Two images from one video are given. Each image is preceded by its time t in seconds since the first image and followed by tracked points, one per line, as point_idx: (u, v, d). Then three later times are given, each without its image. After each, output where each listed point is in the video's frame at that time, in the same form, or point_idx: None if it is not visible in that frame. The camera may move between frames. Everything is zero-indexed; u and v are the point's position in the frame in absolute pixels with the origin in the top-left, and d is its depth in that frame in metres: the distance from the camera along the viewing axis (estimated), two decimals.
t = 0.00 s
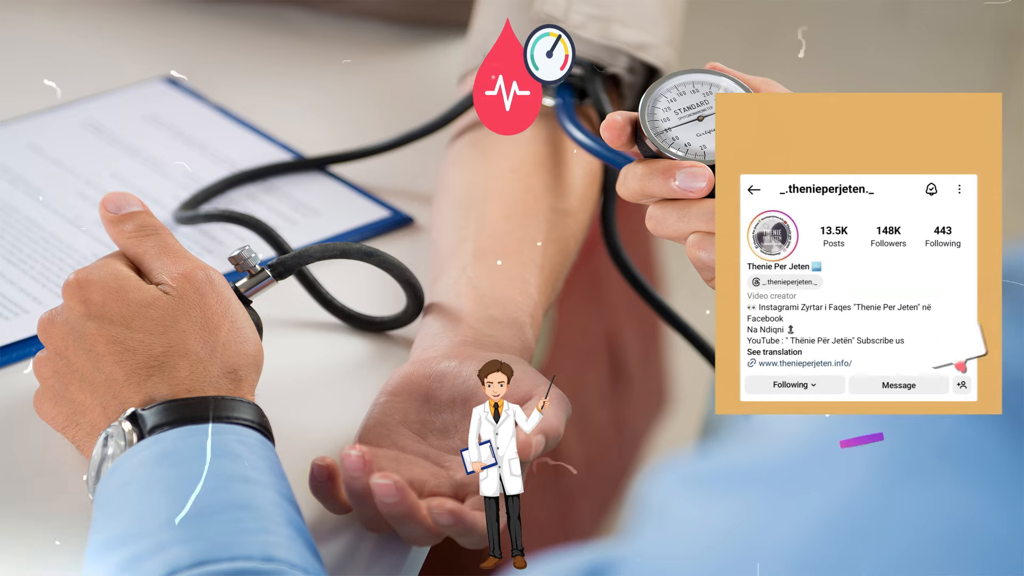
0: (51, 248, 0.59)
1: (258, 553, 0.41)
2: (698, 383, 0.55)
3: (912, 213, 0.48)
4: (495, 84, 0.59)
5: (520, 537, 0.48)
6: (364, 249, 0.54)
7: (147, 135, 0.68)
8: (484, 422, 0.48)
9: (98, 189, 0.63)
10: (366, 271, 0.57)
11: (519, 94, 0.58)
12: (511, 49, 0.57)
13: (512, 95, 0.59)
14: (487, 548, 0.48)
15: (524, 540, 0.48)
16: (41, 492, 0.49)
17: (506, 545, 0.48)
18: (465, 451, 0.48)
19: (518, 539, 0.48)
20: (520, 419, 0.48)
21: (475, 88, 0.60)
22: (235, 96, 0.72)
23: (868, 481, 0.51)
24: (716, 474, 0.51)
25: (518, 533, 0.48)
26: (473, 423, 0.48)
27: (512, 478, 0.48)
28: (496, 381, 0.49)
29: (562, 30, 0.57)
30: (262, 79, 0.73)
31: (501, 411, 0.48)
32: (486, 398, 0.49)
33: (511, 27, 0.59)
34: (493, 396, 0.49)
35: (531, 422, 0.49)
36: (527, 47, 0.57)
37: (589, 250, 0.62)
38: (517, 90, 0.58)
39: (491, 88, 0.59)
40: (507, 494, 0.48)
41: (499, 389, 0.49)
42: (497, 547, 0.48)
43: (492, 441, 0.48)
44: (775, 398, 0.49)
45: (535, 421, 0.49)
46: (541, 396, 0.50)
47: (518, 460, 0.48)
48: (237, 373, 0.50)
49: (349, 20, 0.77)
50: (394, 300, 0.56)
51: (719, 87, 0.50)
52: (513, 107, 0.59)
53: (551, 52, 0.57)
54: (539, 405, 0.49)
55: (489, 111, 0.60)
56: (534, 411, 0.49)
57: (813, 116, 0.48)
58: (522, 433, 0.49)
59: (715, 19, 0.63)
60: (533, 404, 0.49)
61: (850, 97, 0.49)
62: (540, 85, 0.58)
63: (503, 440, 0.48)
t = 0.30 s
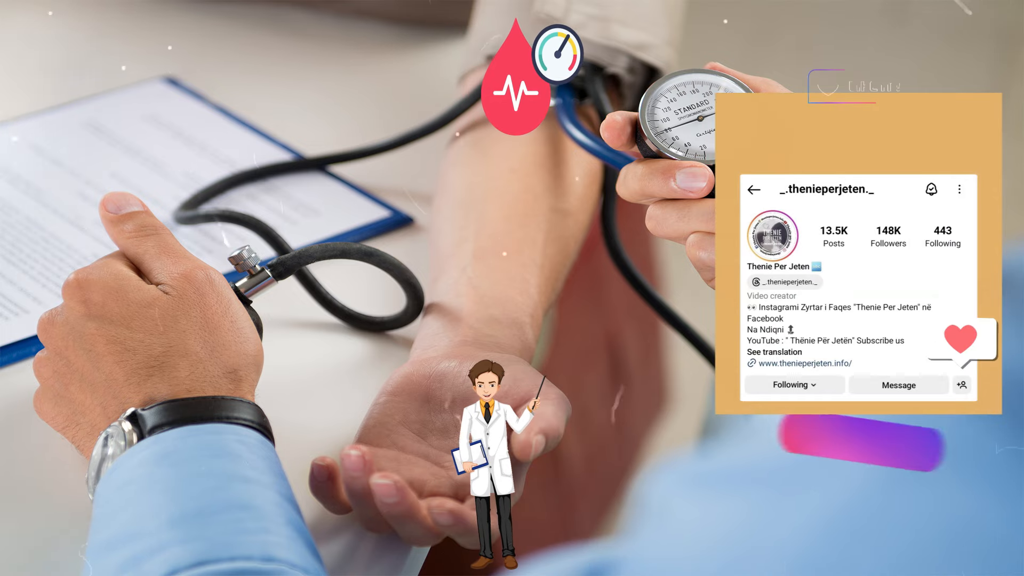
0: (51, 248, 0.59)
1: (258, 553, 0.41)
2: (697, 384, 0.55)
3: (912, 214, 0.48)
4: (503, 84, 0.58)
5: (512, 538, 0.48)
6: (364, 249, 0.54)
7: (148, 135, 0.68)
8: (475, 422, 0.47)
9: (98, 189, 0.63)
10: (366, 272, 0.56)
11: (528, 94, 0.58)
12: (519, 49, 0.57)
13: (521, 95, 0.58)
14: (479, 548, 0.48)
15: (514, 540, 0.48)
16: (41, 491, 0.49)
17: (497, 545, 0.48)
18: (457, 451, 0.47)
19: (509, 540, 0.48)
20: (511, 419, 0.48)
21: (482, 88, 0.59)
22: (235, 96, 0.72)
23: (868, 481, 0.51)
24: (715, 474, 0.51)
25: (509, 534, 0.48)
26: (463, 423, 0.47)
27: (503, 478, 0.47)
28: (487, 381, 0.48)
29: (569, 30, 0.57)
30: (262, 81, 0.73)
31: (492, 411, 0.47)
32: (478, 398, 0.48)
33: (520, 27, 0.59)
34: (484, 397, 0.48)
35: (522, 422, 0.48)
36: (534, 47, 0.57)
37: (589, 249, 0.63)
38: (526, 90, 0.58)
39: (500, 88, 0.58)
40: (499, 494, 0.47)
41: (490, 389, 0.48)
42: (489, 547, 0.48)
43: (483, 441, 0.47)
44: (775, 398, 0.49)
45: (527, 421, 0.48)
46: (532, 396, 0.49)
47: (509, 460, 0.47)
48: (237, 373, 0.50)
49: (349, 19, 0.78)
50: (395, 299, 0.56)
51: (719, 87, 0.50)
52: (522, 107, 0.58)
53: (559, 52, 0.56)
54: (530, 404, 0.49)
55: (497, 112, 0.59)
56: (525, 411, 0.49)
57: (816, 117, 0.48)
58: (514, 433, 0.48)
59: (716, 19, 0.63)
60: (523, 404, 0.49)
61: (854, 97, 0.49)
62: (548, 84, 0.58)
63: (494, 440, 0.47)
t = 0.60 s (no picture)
0: (51, 248, 0.59)
1: (258, 553, 0.41)
2: (697, 386, 0.55)
3: (912, 214, 0.48)
4: (512, 84, 0.60)
5: (502, 537, 0.48)
6: (364, 249, 0.54)
7: (148, 135, 0.68)
8: (466, 422, 0.48)
9: (98, 189, 0.63)
10: (367, 273, 0.56)
11: (536, 94, 0.60)
12: (528, 50, 0.59)
13: (529, 95, 0.60)
14: (469, 548, 0.48)
15: (505, 539, 0.48)
16: (42, 491, 0.49)
17: (486, 545, 0.48)
18: (447, 451, 0.48)
19: (500, 539, 0.48)
20: (502, 419, 0.49)
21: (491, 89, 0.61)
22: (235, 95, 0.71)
23: (869, 481, 0.51)
24: (715, 474, 0.51)
25: (499, 532, 0.48)
26: (455, 423, 0.48)
27: (494, 479, 0.47)
28: (477, 381, 0.49)
29: (578, 31, 0.59)
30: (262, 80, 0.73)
31: (483, 411, 0.48)
32: (469, 398, 0.49)
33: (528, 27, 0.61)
34: (475, 396, 0.49)
35: (513, 421, 0.49)
36: (544, 48, 0.59)
37: (589, 250, 0.62)
38: (534, 90, 0.60)
39: (508, 88, 0.60)
40: (489, 494, 0.48)
41: (481, 389, 0.49)
42: (479, 547, 0.48)
43: (474, 441, 0.48)
44: (776, 398, 0.49)
45: (518, 421, 0.49)
46: (524, 396, 0.50)
47: (499, 460, 0.48)
48: (237, 373, 0.50)
49: (349, 19, 0.77)
50: (394, 300, 0.56)
51: (719, 87, 0.50)
52: (530, 107, 0.60)
53: (567, 53, 0.59)
54: (522, 405, 0.50)
55: (505, 111, 0.60)
56: (516, 411, 0.50)
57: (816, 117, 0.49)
58: (505, 433, 0.49)
59: (716, 17, 0.63)
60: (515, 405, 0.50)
61: (853, 100, 0.50)
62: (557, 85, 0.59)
63: (485, 440, 0.48)
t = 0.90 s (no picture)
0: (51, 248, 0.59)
1: (258, 553, 0.41)
2: (697, 385, 0.55)
3: (912, 214, 0.47)
4: (520, 84, 0.59)
5: (493, 538, 0.48)
6: (364, 249, 0.54)
7: (148, 134, 0.68)
8: (457, 422, 0.47)
9: (98, 189, 0.63)
10: (367, 273, 0.56)
11: (545, 94, 0.58)
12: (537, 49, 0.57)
13: (537, 96, 0.59)
14: (461, 548, 0.48)
15: (496, 539, 0.48)
16: (42, 492, 0.49)
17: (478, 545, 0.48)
18: (438, 451, 0.47)
19: (491, 540, 0.48)
20: (494, 419, 0.48)
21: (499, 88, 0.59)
22: (235, 95, 0.72)
23: (868, 482, 0.51)
24: (715, 474, 0.51)
25: (491, 533, 0.48)
26: (445, 423, 0.47)
27: (485, 478, 0.47)
28: (469, 381, 0.49)
29: (585, 30, 0.57)
30: (262, 81, 0.73)
31: (474, 411, 0.48)
32: (460, 398, 0.49)
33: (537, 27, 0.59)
34: (466, 396, 0.49)
35: (504, 422, 0.49)
36: (551, 48, 0.57)
37: (589, 250, 0.62)
38: (543, 90, 0.58)
39: (517, 88, 0.59)
40: (480, 494, 0.47)
41: (472, 389, 0.49)
42: (470, 546, 0.48)
43: (464, 440, 0.47)
44: (776, 398, 0.49)
45: (509, 421, 0.49)
46: (515, 396, 0.50)
47: (491, 460, 0.47)
48: (237, 373, 0.50)
49: (349, 20, 0.76)
50: (395, 300, 0.56)
51: (719, 87, 0.50)
52: (539, 108, 0.59)
53: (575, 52, 0.57)
54: (513, 405, 0.50)
55: (513, 111, 0.59)
56: (507, 411, 0.49)
57: (816, 117, 0.49)
58: (497, 433, 0.49)
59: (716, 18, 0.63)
60: (506, 405, 0.50)
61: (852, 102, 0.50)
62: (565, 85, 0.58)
63: (476, 440, 0.47)
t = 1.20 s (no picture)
0: (51, 248, 0.59)
1: (258, 553, 0.41)
2: (697, 383, 0.56)
3: (912, 214, 0.47)
4: (528, 84, 0.58)
5: (484, 537, 0.47)
6: (364, 250, 0.54)
7: (148, 135, 0.68)
8: (448, 422, 0.47)
9: (99, 189, 0.63)
10: (369, 273, 0.58)
11: (553, 94, 0.57)
12: (545, 49, 0.56)
13: (546, 96, 0.57)
14: (450, 548, 0.47)
15: (487, 538, 0.47)
16: (42, 492, 0.49)
17: (469, 545, 0.47)
18: (429, 451, 0.47)
19: (482, 539, 0.47)
20: (485, 419, 0.47)
21: (507, 88, 0.59)
22: (235, 96, 0.72)
23: (867, 482, 0.51)
24: (715, 474, 0.51)
25: (482, 532, 0.47)
26: (437, 423, 0.47)
27: (476, 478, 0.46)
28: (460, 381, 0.48)
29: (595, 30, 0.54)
30: (262, 82, 0.73)
31: (464, 411, 0.47)
32: (451, 398, 0.48)
33: (544, 27, 0.60)
34: (457, 396, 0.48)
35: (495, 421, 0.48)
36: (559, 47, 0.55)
37: (589, 249, 0.64)
38: (551, 90, 0.57)
39: (525, 88, 0.58)
40: (471, 494, 0.46)
41: (463, 389, 0.48)
42: (461, 547, 0.47)
43: (455, 440, 0.47)
44: (776, 398, 0.49)
45: (499, 421, 0.48)
46: (506, 396, 0.49)
47: (482, 460, 0.47)
48: (237, 373, 0.50)
49: (349, 19, 0.78)
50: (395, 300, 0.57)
51: (719, 87, 0.50)
52: (547, 108, 0.58)
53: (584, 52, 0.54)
54: (504, 405, 0.49)
55: (522, 112, 0.59)
56: (498, 411, 0.48)
57: (816, 117, 0.49)
58: (487, 433, 0.48)
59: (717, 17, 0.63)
60: (498, 405, 0.49)
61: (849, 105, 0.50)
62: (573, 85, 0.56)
63: (467, 440, 0.47)
